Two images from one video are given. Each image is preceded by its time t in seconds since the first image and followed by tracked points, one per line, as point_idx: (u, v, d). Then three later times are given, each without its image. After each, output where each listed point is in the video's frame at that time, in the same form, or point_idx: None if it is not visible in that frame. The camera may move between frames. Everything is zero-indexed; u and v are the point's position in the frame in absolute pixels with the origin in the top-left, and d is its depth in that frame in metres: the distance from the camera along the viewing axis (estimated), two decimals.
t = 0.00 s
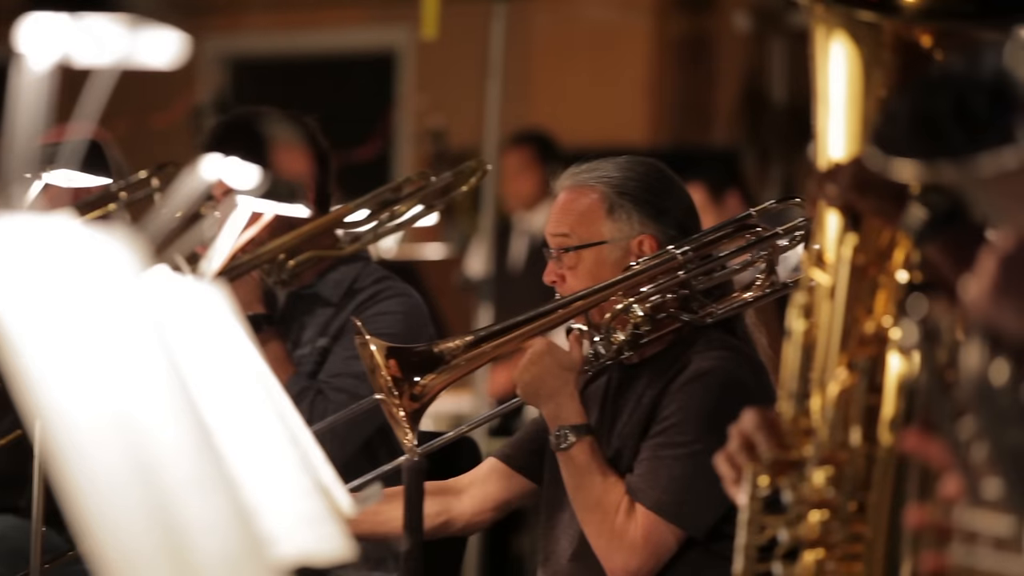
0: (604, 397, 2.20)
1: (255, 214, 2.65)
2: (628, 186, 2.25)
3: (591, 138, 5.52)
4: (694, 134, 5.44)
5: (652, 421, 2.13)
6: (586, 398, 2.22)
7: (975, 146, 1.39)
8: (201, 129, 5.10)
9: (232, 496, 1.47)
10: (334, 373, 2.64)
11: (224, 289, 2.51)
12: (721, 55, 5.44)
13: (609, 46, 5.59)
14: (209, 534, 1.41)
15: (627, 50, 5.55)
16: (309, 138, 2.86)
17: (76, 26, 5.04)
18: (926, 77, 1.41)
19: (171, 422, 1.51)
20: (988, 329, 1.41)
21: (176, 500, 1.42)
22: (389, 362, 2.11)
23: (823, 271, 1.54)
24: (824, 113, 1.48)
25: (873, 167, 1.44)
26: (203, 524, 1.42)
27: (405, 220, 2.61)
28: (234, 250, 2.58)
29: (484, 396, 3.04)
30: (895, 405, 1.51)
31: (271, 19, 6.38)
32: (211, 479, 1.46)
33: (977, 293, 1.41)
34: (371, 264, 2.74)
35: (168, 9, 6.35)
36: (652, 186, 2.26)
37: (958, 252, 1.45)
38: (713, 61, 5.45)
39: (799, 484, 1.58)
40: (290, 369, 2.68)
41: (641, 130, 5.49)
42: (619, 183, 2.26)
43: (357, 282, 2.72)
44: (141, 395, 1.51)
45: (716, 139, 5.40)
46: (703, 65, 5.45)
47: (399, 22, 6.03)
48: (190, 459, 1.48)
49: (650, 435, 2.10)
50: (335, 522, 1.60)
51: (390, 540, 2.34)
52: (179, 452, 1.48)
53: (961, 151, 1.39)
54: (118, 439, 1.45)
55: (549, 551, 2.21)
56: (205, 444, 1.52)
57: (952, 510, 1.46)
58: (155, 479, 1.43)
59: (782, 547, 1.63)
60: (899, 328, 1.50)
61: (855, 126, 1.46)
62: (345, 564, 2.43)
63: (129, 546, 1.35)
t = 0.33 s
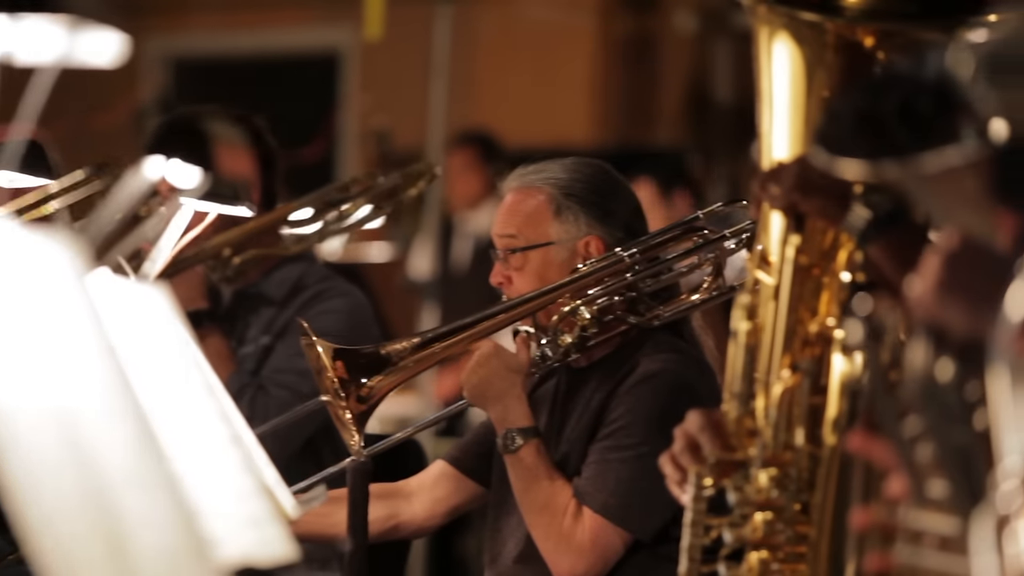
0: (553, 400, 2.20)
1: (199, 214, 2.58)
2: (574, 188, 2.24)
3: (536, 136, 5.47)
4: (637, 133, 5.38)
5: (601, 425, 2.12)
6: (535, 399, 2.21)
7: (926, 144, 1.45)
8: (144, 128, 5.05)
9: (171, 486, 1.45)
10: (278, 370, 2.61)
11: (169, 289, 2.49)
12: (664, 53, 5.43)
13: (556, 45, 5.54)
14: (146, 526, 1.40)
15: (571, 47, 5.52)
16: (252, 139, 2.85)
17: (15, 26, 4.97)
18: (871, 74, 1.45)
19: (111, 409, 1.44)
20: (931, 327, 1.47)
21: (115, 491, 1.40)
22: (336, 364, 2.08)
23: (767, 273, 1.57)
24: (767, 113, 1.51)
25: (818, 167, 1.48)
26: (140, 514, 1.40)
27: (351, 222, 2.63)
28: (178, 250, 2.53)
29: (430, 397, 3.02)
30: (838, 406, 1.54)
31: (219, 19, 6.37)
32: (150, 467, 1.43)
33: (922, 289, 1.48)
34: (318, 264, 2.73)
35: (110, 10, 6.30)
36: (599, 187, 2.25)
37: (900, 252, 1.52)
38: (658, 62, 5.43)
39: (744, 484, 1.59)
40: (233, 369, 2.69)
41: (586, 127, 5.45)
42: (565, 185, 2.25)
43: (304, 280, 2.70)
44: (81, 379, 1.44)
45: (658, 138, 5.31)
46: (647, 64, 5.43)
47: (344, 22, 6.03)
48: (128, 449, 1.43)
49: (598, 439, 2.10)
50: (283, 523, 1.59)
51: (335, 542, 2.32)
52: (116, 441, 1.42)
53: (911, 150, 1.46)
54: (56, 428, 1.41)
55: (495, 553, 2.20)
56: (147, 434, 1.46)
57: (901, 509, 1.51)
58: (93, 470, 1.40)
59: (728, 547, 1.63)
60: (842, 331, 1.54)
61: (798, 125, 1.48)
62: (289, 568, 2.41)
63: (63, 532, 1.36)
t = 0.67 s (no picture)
0: (507, 399, 2.18)
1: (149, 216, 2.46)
2: (527, 188, 2.24)
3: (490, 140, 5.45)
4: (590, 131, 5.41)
5: (555, 425, 2.11)
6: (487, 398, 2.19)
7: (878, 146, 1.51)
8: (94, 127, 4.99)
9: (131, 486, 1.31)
10: (231, 374, 2.58)
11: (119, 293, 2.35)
12: (618, 54, 5.46)
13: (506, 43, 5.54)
14: (99, 529, 1.13)
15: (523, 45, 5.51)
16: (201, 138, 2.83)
17: None
18: (823, 75, 1.52)
19: (59, 397, 1.16)
20: (884, 328, 1.39)
21: (60, 485, 1.13)
22: (288, 366, 2.06)
23: (716, 274, 1.60)
24: (716, 113, 1.56)
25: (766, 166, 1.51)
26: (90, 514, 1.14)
27: (301, 218, 2.62)
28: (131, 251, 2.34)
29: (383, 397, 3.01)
30: (788, 407, 1.55)
31: (167, 18, 6.29)
32: (106, 460, 1.17)
33: (879, 289, 1.39)
34: (269, 265, 2.69)
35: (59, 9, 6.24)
36: (552, 186, 2.25)
37: (849, 250, 1.59)
38: (611, 63, 5.45)
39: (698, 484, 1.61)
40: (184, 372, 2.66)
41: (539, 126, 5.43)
42: (518, 185, 2.25)
43: (254, 281, 2.67)
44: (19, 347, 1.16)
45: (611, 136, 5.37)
46: (599, 64, 5.45)
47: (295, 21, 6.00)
48: (80, 443, 1.16)
49: (552, 439, 2.09)
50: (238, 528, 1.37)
51: (287, 544, 2.30)
52: (66, 432, 1.15)
53: (862, 150, 1.54)
54: None
55: (447, 553, 2.20)
56: (99, 424, 1.20)
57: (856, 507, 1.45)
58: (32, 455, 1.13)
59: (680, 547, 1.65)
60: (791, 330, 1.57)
61: (747, 125, 1.54)
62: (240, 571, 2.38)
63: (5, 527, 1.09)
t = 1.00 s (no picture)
0: (458, 399, 2.17)
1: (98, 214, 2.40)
2: (477, 188, 2.23)
3: (441, 141, 5.43)
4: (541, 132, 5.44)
5: (506, 425, 2.11)
6: (440, 401, 2.18)
7: (821, 152, 1.36)
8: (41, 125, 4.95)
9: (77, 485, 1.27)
10: (181, 377, 2.53)
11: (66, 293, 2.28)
12: (569, 55, 5.48)
13: (456, 43, 5.54)
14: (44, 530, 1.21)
15: (474, 46, 5.51)
16: (149, 138, 2.82)
17: None
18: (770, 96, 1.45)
19: (7, 401, 1.26)
20: (837, 339, 1.34)
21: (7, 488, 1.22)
22: (238, 367, 2.04)
23: (663, 275, 1.61)
24: (663, 114, 1.59)
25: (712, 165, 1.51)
26: (41, 515, 1.22)
27: (245, 215, 2.54)
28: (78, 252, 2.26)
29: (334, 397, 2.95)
30: (735, 406, 1.50)
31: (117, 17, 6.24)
32: (53, 461, 1.25)
33: (830, 297, 1.34)
34: (217, 266, 2.68)
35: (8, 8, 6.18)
36: (501, 186, 2.25)
37: (795, 251, 1.51)
38: (562, 63, 5.48)
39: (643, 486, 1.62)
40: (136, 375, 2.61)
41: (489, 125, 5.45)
42: (468, 185, 2.24)
43: (201, 282, 2.65)
44: None
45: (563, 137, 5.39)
46: (551, 64, 5.48)
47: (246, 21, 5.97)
48: (28, 446, 1.25)
49: (503, 440, 2.09)
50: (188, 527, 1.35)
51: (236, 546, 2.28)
52: (14, 435, 1.25)
53: (805, 156, 1.37)
54: None
55: (398, 554, 2.18)
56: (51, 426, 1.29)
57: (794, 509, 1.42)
58: None
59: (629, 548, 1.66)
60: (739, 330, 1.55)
61: (692, 126, 1.56)
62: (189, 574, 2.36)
63: None
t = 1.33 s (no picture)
0: (403, 402, 2.18)
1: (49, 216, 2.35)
2: (429, 187, 2.23)
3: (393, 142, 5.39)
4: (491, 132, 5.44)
5: (453, 426, 2.12)
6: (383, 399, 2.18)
7: (773, 153, 1.27)
8: None
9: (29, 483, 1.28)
10: (128, 377, 2.50)
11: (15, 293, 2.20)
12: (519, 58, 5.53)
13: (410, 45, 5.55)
14: None
15: (427, 50, 5.53)
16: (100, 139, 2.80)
17: None
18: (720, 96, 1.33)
19: None
20: (794, 350, 1.27)
21: None
22: (185, 364, 2.10)
23: (616, 275, 1.61)
24: (618, 116, 1.59)
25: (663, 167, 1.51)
26: None
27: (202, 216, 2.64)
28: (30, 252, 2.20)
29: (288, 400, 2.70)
30: (688, 407, 1.50)
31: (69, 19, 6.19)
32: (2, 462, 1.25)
33: (786, 306, 1.28)
34: (168, 267, 2.67)
35: None
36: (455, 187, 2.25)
37: (748, 252, 1.49)
38: (513, 64, 5.53)
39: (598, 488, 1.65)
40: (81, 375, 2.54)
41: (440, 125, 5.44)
42: (421, 183, 2.23)
43: (151, 284, 2.63)
44: None
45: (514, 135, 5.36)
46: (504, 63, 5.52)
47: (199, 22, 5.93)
48: None
49: (452, 440, 2.10)
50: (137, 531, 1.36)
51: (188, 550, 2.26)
52: None
53: (760, 160, 1.27)
54: None
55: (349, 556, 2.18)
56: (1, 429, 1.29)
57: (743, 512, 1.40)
58: None
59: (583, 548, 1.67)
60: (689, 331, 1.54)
61: (646, 128, 1.57)
62: None
63: None
